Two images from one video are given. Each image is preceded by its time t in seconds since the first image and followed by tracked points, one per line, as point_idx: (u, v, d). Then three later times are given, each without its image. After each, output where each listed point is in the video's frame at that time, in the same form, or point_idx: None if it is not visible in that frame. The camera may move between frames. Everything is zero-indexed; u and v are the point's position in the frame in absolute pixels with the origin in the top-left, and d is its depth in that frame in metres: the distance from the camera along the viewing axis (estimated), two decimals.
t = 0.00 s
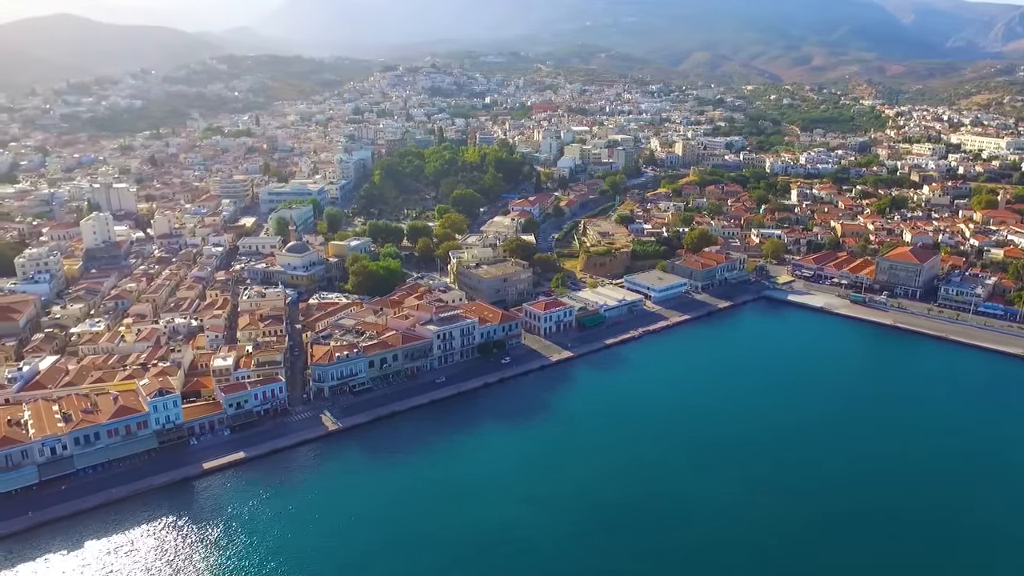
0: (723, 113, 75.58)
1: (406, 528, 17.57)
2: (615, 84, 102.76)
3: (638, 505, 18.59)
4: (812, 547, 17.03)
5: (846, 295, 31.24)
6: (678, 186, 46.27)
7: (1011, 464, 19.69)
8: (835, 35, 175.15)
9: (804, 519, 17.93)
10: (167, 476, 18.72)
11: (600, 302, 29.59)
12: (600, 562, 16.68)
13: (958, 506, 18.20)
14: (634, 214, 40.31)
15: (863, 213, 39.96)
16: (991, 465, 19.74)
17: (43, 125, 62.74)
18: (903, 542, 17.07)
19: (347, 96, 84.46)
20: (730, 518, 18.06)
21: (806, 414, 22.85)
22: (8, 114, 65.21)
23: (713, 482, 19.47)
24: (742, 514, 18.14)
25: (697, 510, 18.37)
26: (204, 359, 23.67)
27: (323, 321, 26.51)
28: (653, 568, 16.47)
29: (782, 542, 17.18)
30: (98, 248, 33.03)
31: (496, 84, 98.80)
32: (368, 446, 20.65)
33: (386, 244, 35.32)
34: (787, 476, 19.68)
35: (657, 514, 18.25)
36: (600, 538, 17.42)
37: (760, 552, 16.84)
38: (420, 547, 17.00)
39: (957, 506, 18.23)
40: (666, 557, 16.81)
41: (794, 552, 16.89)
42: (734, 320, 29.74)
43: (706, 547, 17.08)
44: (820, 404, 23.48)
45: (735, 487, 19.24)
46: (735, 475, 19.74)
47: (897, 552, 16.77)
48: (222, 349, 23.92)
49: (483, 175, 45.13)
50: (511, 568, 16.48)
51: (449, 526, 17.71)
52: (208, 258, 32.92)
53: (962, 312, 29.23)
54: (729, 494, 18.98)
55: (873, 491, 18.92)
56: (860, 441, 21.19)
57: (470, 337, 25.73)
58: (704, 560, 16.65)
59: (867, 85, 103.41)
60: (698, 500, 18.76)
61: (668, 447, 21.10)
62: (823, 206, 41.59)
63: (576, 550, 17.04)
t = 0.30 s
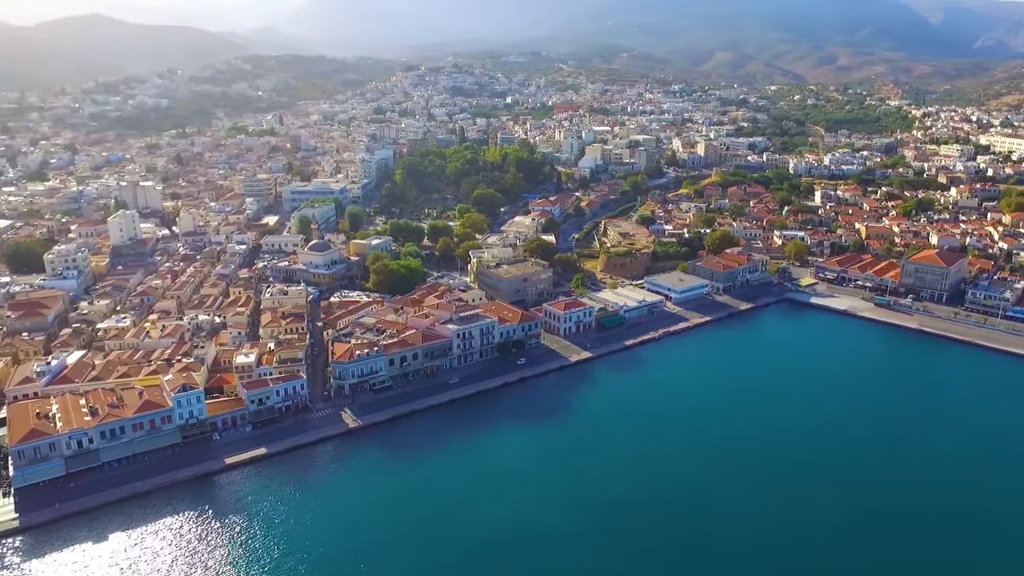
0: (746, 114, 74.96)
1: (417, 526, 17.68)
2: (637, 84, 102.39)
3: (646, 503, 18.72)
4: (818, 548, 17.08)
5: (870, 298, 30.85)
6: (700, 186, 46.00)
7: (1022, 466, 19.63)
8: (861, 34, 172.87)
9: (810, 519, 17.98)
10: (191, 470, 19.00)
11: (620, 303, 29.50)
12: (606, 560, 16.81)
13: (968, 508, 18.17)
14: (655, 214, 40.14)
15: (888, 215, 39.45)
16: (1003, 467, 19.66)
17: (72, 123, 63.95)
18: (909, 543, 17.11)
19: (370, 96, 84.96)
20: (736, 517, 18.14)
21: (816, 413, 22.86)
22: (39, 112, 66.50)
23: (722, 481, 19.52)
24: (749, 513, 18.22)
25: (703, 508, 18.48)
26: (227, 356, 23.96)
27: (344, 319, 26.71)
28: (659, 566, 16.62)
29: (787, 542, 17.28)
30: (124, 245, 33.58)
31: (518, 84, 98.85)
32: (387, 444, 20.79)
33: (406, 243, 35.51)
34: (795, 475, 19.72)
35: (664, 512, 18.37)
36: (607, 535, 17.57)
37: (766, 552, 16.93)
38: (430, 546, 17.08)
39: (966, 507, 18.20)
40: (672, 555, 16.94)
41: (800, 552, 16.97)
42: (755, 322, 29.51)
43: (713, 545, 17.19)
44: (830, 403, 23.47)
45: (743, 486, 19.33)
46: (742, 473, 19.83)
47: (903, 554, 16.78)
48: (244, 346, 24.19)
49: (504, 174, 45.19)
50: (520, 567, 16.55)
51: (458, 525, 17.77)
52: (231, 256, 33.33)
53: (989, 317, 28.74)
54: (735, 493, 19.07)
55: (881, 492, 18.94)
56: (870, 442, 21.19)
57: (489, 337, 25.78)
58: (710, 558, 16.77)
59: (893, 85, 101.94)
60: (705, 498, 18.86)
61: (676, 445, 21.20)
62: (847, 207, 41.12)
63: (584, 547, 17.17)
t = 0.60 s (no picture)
0: (773, 114, 74.20)
1: (430, 523, 17.79)
2: (661, 84, 101.85)
3: (652, 501, 18.79)
4: (825, 549, 17.09)
5: (898, 301, 30.38)
6: (725, 188, 45.65)
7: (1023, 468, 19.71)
8: (891, 33, 170.22)
9: (820, 521, 17.94)
10: (216, 464, 19.26)
11: (643, 304, 29.37)
12: (618, 559, 16.82)
13: (978, 511, 18.14)
14: (679, 215, 39.92)
15: (917, 217, 38.81)
16: (1011, 470, 19.69)
17: (104, 122, 65.17)
18: (921, 546, 17.07)
19: (395, 95, 85.43)
20: (746, 517, 18.15)
21: (826, 414, 22.81)
22: (72, 111, 67.89)
23: (731, 481, 19.54)
24: (755, 513, 18.24)
25: (713, 508, 18.48)
26: (252, 352, 24.26)
27: (368, 317, 26.86)
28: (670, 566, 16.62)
29: (798, 543, 17.26)
30: (153, 242, 34.17)
31: (542, 84, 98.81)
32: (409, 442, 20.90)
33: (430, 242, 35.68)
34: (805, 477, 19.68)
35: (675, 512, 18.37)
36: (618, 534, 17.59)
37: (777, 553, 16.93)
38: (444, 545, 17.12)
39: (976, 510, 18.19)
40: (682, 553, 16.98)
41: (812, 554, 16.93)
42: (781, 325, 29.17)
43: (724, 546, 17.18)
44: (839, 404, 23.43)
45: (753, 486, 19.30)
46: (751, 474, 19.81)
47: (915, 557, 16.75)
48: (270, 343, 24.47)
49: (527, 174, 45.22)
50: (534, 566, 16.55)
51: (475, 524, 17.83)
52: (257, 254, 33.75)
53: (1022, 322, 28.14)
54: (746, 493, 19.04)
55: (891, 494, 18.90)
56: (879, 442, 21.18)
57: (511, 336, 25.80)
58: (721, 558, 16.79)
59: (924, 85, 100.22)
60: (714, 498, 18.87)
61: (686, 444, 21.21)
62: (876, 209, 40.56)
63: (595, 547, 17.16)
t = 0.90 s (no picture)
0: (804, 115, 73.24)
1: (444, 519, 17.95)
2: (690, 84, 101.13)
3: (659, 499, 18.88)
4: (832, 550, 17.11)
5: (931, 306, 29.82)
6: (754, 189, 45.19)
7: None
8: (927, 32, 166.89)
9: (828, 524, 17.94)
10: (242, 459, 19.55)
11: (669, 306, 29.19)
12: (628, 560, 16.85)
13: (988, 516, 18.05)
14: (706, 217, 39.63)
15: (952, 220, 38.05)
16: (1019, 476, 19.65)
17: (139, 121, 66.46)
18: (927, 549, 17.08)
19: (423, 95, 85.89)
20: (750, 517, 18.19)
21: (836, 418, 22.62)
22: (108, 110, 69.34)
23: (740, 481, 19.55)
24: (761, 513, 18.29)
25: (719, 507, 18.53)
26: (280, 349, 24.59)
27: (394, 316, 27.05)
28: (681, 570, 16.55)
29: (809, 549, 17.18)
30: (185, 238, 34.80)
31: (570, 84, 98.65)
32: (433, 441, 21.02)
33: (456, 241, 35.83)
34: (815, 481, 19.56)
35: (684, 514, 18.32)
36: (624, 533, 17.67)
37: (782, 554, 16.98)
38: (456, 540, 17.28)
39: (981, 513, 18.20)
40: (692, 556, 16.92)
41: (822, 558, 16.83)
42: (809, 329, 28.78)
43: (733, 548, 17.16)
44: (849, 407, 23.28)
45: (764, 489, 19.22)
46: (760, 477, 19.72)
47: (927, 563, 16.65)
48: (297, 340, 24.77)
49: (553, 174, 45.20)
50: (544, 567, 16.56)
51: (487, 523, 17.88)
52: (286, 251, 34.17)
53: None
54: (757, 496, 18.95)
55: (902, 500, 18.78)
56: (886, 444, 21.15)
57: (536, 337, 25.82)
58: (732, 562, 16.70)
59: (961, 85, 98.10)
60: (724, 501, 18.79)
61: (694, 444, 21.25)
62: (908, 212, 39.86)
63: (601, 545, 17.26)
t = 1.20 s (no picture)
0: (832, 116, 72.34)
1: (462, 515, 18.10)
2: (716, 85, 100.40)
3: (676, 498, 18.89)
4: (849, 550, 17.03)
5: (962, 310, 29.27)
6: (780, 190, 44.73)
7: None
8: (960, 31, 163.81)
9: (846, 524, 17.83)
10: (267, 455, 19.81)
11: (693, 308, 29.00)
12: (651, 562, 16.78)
13: (1017, 522, 17.73)
14: (732, 218, 39.31)
15: (985, 223, 37.32)
16: None
17: (169, 120, 67.55)
18: (945, 552, 16.94)
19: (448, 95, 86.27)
20: (766, 516, 18.13)
21: (862, 422, 22.32)
22: (140, 109, 70.60)
23: (757, 481, 19.48)
24: (778, 514, 18.22)
25: (734, 506, 18.51)
26: (305, 346, 24.84)
27: (417, 315, 27.19)
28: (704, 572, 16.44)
29: (826, 549, 17.11)
30: (213, 236, 35.34)
31: (595, 84, 98.45)
32: (455, 439, 21.13)
33: (479, 241, 35.93)
34: (841, 485, 19.33)
35: (700, 512, 18.32)
36: (639, 530, 17.74)
37: (798, 555, 16.93)
38: (473, 537, 17.42)
39: (1002, 516, 18.01)
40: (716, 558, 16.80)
41: (848, 563, 16.62)
42: (836, 333, 28.39)
43: (749, 548, 17.12)
44: (875, 411, 22.97)
45: (789, 493, 19.01)
46: (784, 480, 19.54)
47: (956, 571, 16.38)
48: (322, 337, 25.01)
49: (577, 174, 45.14)
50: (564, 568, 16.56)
51: (508, 522, 17.91)
52: (312, 249, 34.54)
53: None
54: (779, 499, 18.79)
55: (930, 506, 18.48)
56: (906, 446, 20.97)
57: (558, 337, 25.82)
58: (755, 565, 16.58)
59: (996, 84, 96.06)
60: (747, 504, 18.63)
61: (712, 444, 21.18)
62: (939, 215, 39.18)
63: (616, 542, 17.33)
